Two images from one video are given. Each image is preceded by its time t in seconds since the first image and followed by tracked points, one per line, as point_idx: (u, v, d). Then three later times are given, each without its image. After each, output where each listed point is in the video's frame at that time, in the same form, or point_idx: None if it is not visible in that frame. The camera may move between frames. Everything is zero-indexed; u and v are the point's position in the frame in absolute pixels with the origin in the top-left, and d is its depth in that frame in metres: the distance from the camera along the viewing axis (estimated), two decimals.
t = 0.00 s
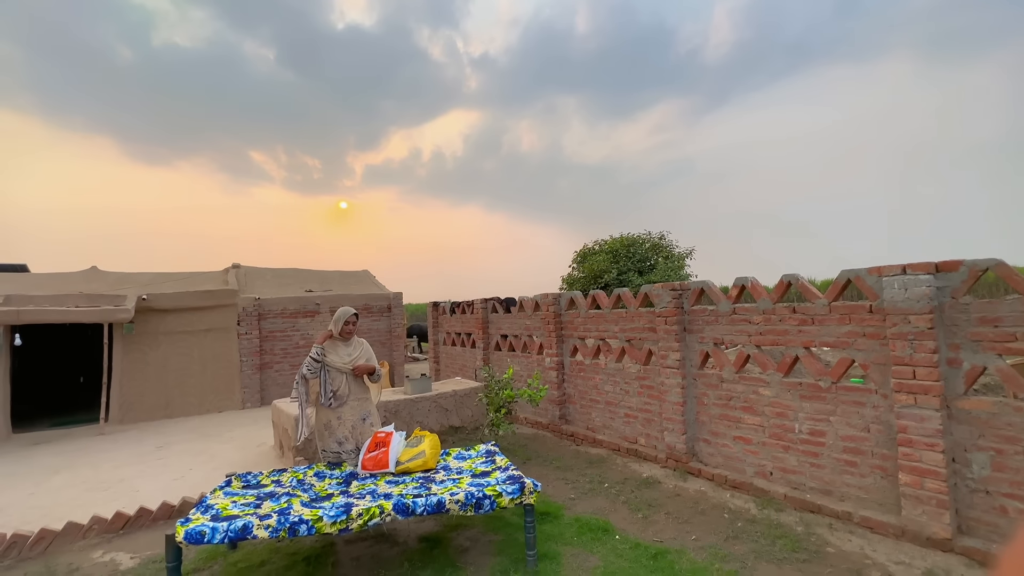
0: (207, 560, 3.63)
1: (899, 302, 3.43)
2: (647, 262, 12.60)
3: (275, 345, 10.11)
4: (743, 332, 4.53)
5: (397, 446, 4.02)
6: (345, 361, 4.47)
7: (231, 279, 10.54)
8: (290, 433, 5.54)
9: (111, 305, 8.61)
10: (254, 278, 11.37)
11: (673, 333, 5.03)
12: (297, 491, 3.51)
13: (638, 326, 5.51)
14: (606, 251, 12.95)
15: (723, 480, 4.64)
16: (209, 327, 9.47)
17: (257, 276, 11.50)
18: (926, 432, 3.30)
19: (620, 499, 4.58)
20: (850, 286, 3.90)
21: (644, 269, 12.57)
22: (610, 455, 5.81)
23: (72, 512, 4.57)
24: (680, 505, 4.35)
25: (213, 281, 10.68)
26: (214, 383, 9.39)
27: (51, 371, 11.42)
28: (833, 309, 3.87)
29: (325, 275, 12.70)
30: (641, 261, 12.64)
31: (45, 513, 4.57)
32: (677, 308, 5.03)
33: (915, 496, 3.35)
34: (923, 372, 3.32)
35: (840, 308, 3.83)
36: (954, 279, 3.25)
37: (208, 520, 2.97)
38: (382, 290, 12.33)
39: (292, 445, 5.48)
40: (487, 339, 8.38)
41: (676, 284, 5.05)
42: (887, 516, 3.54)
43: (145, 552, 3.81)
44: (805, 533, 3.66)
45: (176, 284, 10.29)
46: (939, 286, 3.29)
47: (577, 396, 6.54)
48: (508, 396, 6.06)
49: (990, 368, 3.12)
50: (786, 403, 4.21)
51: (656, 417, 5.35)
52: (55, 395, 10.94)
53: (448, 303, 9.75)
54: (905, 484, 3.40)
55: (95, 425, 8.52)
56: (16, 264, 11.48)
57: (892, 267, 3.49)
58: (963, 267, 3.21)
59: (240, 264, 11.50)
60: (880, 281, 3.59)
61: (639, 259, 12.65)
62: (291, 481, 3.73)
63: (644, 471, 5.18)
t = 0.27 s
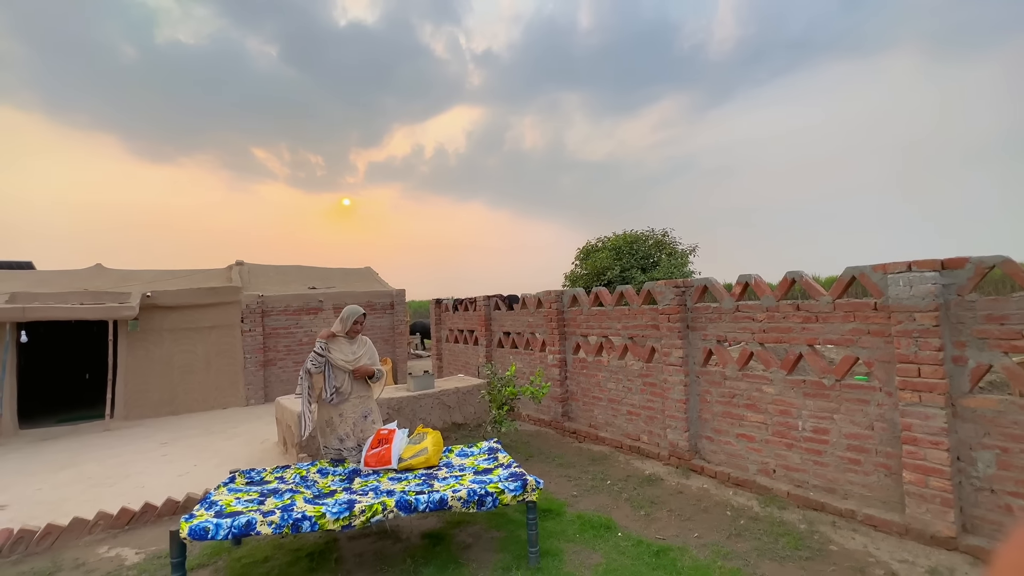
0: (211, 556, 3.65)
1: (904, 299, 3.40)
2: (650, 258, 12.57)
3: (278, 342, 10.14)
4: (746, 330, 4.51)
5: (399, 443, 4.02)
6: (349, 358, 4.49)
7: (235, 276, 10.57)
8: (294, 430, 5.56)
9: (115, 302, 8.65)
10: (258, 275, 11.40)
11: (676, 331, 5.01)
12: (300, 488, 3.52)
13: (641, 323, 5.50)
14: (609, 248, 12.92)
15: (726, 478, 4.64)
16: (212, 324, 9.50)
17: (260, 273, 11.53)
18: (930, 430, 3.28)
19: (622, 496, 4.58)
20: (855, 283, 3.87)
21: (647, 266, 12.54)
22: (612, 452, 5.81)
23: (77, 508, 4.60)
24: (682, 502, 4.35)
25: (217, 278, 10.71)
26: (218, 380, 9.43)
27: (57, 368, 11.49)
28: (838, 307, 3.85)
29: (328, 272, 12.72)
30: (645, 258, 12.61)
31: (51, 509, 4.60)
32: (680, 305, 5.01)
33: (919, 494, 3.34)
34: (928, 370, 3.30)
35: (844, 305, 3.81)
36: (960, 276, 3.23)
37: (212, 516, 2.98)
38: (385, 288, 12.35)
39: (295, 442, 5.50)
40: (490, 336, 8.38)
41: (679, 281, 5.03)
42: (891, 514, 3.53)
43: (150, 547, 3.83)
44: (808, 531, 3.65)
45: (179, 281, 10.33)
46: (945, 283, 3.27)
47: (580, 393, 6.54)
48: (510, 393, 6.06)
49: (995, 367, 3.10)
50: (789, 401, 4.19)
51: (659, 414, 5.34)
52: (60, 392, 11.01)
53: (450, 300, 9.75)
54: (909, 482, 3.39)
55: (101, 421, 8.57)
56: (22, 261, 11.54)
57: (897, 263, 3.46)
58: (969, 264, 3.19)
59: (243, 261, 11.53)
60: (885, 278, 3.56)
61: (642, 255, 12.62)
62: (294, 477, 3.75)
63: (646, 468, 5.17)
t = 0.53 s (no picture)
0: (215, 555, 3.66)
1: (908, 298, 3.38)
2: (653, 257, 12.55)
3: (281, 341, 10.16)
4: (750, 329, 4.49)
5: (402, 443, 4.02)
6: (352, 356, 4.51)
7: (238, 276, 10.59)
8: (296, 429, 5.57)
9: (119, 302, 8.68)
10: (261, 275, 11.43)
11: (678, 330, 5.00)
12: (303, 487, 3.53)
13: (643, 322, 5.48)
14: (612, 247, 12.90)
15: (729, 477, 4.62)
16: (216, 324, 9.53)
17: (263, 273, 11.56)
18: (935, 430, 3.26)
19: (625, 495, 4.57)
20: (859, 282, 3.85)
21: (650, 265, 12.52)
22: (615, 451, 5.80)
23: (81, 507, 4.61)
24: (685, 501, 4.33)
25: (220, 278, 10.74)
26: (221, 379, 9.46)
27: (62, 367, 11.55)
28: (842, 306, 3.83)
29: (330, 272, 12.74)
30: (647, 257, 12.59)
31: (56, 507, 4.62)
32: (682, 304, 5.00)
33: (924, 494, 3.32)
34: (933, 369, 3.28)
35: (848, 304, 3.79)
36: (965, 274, 3.21)
37: (215, 515, 2.99)
38: (387, 287, 12.37)
39: (298, 441, 5.51)
40: (492, 335, 8.38)
41: (682, 280, 5.02)
42: (895, 514, 3.51)
43: (154, 546, 3.84)
44: (812, 530, 3.64)
45: (183, 281, 10.37)
46: (950, 282, 3.25)
47: (582, 392, 6.53)
48: (513, 392, 6.05)
49: (1001, 366, 3.08)
50: (793, 400, 4.18)
51: (661, 413, 5.33)
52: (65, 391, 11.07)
53: (453, 299, 9.75)
54: (914, 482, 3.37)
55: (105, 420, 8.61)
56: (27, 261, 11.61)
57: (901, 262, 3.44)
58: (974, 262, 3.17)
59: (246, 261, 11.56)
60: (889, 277, 3.54)
61: (645, 255, 12.60)
62: (297, 477, 3.75)
63: (649, 468, 5.16)
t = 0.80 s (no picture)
0: (217, 557, 3.66)
1: (912, 299, 3.37)
2: (655, 258, 12.54)
3: (284, 343, 10.17)
4: (752, 330, 4.48)
5: (404, 445, 4.02)
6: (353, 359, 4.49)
7: (240, 278, 10.62)
8: (299, 431, 5.58)
9: (122, 304, 8.71)
10: (263, 277, 11.45)
11: (681, 331, 4.99)
12: (304, 490, 3.53)
13: (645, 323, 5.47)
14: (614, 248, 12.89)
15: (732, 479, 4.61)
16: (218, 326, 9.55)
17: (265, 275, 11.58)
18: (939, 432, 3.24)
19: (627, 497, 4.56)
20: (861, 283, 3.84)
21: (652, 266, 12.51)
22: (617, 453, 5.79)
23: (84, 509, 4.63)
24: (688, 503, 4.32)
25: (223, 280, 10.76)
26: (224, 381, 9.48)
27: (65, 369, 11.58)
28: (844, 307, 3.81)
29: (332, 273, 12.76)
30: (649, 258, 12.58)
31: (59, 510, 4.64)
32: (684, 305, 4.99)
33: (928, 497, 3.30)
34: (936, 371, 3.26)
35: (851, 305, 3.78)
36: (968, 275, 3.19)
37: (217, 518, 2.99)
38: (389, 288, 12.37)
39: (300, 443, 5.51)
40: (494, 337, 8.37)
41: (684, 281, 5.01)
42: (899, 517, 3.50)
43: (157, 548, 3.85)
44: (815, 533, 3.62)
45: (185, 283, 10.39)
46: (953, 283, 3.23)
47: (584, 393, 6.53)
48: (515, 394, 6.05)
49: (1005, 367, 3.06)
50: (795, 402, 4.16)
51: (664, 415, 5.32)
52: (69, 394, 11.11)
53: (454, 300, 9.76)
54: (918, 484, 3.35)
55: (108, 422, 8.64)
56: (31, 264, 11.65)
57: (904, 263, 3.43)
58: (978, 263, 3.15)
59: (248, 263, 11.59)
60: (892, 278, 3.53)
61: (647, 255, 12.59)
62: (299, 479, 3.75)
63: (651, 470, 5.15)
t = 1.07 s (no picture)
0: (216, 561, 3.65)
1: (913, 302, 3.36)
2: (656, 261, 12.53)
3: (284, 345, 10.17)
4: (753, 333, 4.47)
5: (403, 448, 4.01)
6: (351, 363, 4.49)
7: (241, 280, 10.63)
8: (299, 434, 5.57)
9: (124, 307, 8.72)
10: (264, 280, 11.46)
11: (681, 334, 4.98)
12: (304, 493, 3.52)
13: (646, 326, 5.46)
14: (615, 251, 12.89)
15: (732, 483, 4.59)
16: (219, 329, 9.56)
17: (266, 277, 11.59)
18: (941, 436, 3.23)
19: (628, 501, 4.55)
20: (862, 286, 3.83)
21: (653, 268, 12.50)
22: (618, 457, 5.78)
23: (84, 512, 4.62)
24: (689, 507, 4.31)
25: (224, 283, 10.78)
26: (224, 383, 9.48)
27: (66, 372, 11.59)
28: (845, 310, 3.80)
29: (333, 276, 12.77)
30: (650, 260, 12.57)
31: (59, 513, 4.63)
32: (685, 308, 4.98)
33: (930, 501, 3.28)
34: (938, 374, 3.25)
35: (852, 308, 3.76)
36: (970, 278, 3.18)
37: (216, 522, 2.98)
38: (390, 291, 12.37)
39: (300, 446, 5.50)
40: (494, 340, 8.36)
41: (684, 284, 5.00)
42: (901, 521, 3.48)
43: (156, 552, 3.84)
44: (817, 537, 3.60)
45: (187, 286, 10.41)
46: (954, 286, 3.22)
47: (585, 397, 6.51)
48: (515, 397, 6.03)
49: (1007, 371, 3.05)
50: (797, 405, 4.15)
51: (664, 418, 5.31)
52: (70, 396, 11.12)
53: (455, 303, 9.76)
54: (920, 488, 3.34)
55: (109, 425, 8.64)
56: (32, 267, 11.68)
57: (905, 266, 3.42)
58: (979, 266, 3.15)
59: (249, 266, 11.60)
60: (893, 281, 3.52)
61: (648, 258, 12.58)
62: (298, 482, 3.75)
63: (652, 473, 5.13)
